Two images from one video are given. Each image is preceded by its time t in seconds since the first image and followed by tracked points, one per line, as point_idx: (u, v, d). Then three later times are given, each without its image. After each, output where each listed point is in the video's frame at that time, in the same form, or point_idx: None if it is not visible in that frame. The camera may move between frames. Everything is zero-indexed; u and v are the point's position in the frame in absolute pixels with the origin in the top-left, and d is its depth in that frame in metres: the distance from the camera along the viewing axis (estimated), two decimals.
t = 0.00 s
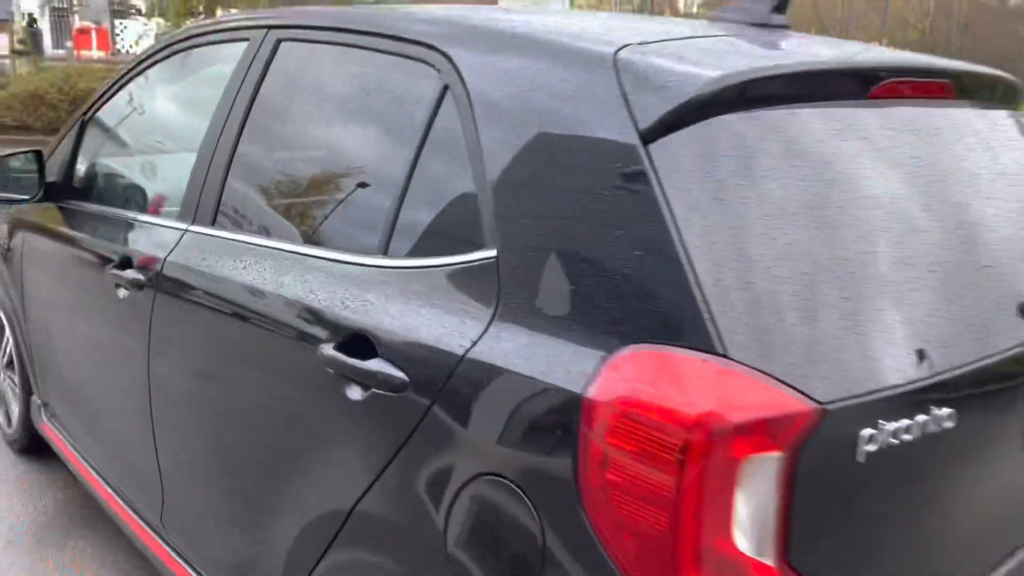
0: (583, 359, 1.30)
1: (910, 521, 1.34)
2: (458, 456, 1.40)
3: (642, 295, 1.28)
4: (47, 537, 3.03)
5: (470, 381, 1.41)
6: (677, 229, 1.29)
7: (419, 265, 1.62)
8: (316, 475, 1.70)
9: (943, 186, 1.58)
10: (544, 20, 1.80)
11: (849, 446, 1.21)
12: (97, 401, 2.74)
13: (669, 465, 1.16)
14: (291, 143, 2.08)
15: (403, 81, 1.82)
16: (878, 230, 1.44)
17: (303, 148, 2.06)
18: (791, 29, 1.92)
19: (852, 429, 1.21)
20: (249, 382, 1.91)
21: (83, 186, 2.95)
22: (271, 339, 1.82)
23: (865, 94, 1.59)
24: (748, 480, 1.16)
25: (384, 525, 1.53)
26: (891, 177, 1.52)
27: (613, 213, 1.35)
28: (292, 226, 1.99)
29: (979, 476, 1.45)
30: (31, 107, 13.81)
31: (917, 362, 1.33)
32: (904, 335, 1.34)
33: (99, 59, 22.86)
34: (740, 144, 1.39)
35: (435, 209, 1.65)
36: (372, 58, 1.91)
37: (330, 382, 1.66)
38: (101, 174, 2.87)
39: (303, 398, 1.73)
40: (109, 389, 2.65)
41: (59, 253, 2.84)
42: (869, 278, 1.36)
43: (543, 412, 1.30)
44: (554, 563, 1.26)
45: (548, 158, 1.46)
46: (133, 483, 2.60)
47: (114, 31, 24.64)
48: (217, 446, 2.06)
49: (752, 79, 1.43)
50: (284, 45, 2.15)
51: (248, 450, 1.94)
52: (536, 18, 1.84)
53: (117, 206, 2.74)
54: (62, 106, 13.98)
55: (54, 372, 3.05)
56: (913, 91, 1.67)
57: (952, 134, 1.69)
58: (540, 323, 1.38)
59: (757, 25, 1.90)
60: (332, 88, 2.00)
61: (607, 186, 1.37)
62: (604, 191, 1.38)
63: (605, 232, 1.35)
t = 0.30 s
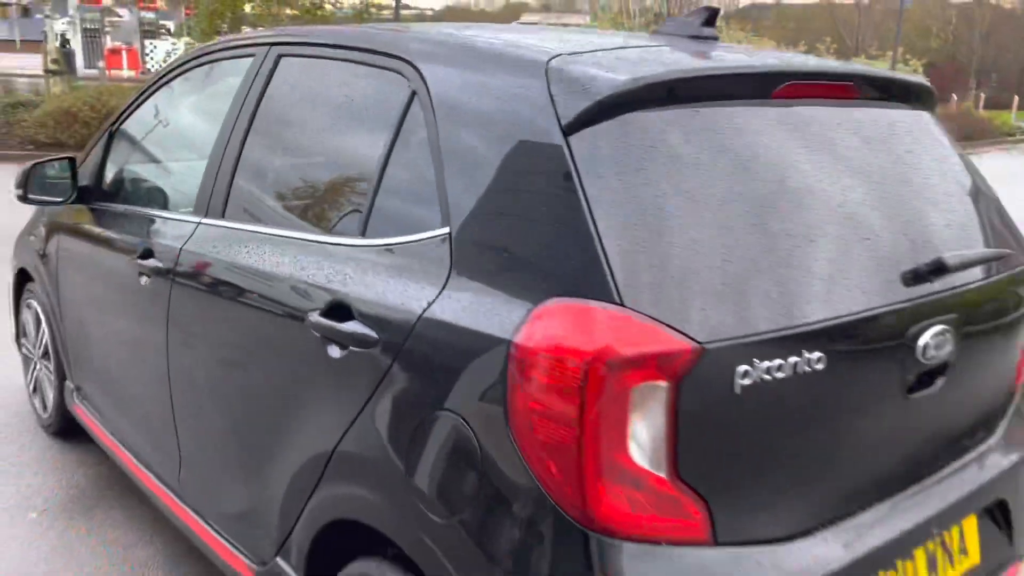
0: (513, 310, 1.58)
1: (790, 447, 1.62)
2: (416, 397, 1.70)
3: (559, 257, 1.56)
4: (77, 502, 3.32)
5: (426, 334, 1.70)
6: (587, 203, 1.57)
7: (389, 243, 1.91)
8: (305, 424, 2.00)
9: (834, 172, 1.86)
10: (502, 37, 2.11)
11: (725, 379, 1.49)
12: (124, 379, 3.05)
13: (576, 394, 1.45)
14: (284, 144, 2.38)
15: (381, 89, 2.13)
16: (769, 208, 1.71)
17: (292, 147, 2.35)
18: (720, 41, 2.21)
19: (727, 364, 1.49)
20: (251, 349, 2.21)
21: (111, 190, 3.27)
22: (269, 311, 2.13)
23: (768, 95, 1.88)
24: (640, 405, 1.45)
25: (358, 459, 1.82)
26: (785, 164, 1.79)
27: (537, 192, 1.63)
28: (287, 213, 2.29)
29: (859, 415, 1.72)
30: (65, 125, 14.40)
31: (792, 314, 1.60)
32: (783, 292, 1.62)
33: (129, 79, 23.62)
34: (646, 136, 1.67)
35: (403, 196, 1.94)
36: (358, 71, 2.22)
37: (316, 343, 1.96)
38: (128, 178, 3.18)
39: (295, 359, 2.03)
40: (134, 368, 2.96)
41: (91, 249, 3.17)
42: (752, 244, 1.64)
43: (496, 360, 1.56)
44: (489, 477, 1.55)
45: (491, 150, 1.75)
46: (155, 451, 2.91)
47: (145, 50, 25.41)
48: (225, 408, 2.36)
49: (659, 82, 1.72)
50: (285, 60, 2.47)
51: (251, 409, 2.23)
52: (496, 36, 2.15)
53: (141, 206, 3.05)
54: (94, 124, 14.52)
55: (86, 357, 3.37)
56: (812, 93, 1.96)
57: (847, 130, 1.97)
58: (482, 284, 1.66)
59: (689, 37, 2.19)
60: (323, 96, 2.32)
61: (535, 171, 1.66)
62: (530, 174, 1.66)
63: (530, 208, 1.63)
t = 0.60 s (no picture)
0: (474, 282, 1.86)
1: (715, 402, 1.89)
2: (398, 360, 1.99)
3: (513, 237, 1.84)
4: (111, 472, 3.64)
5: (406, 305, 2.00)
6: (539, 190, 1.84)
7: (377, 229, 2.20)
8: (307, 388, 2.30)
9: (763, 167, 2.12)
10: (481, 51, 2.41)
11: (649, 339, 1.76)
12: (155, 360, 3.38)
13: (526, 352, 1.72)
14: (293, 144, 2.69)
15: (376, 95, 2.43)
16: (699, 195, 1.98)
17: (300, 147, 2.66)
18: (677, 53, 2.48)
19: (652, 326, 1.77)
20: (262, 325, 2.51)
21: (145, 188, 3.59)
22: (277, 290, 2.43)
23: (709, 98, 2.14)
24: (579, 361, 1.73)
25: (349, 414, 2.12)
26: (718, 158, 2.06)
27: (497, 182, 1.92)
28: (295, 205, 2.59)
29: (779, 377, 1.99)
30: (102, 134, 14.95)
31: (712, 287, 1.87)
32: (705, 268, 1.89)
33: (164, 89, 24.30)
34: (595, 133, 1.94)
35: (391, 188, 2.24)
36: (357, 80, 2.53)
37: (316, 316, 2.26)
38: (159, 178, 3.50)
39: (300, 332, 2.33)
40: (163, 349, 3.28)
41: (126, 244, 3.51)
42: (680, 227, 1.91)
43: (461, 324, 1.84)
44: (455, 422, 1.84)
45: (462, 146, 2.04)
46: (181, 425, 3.23)
47: (180, 62, 26.14)
48: (241, 379, 2.67)
49: (606, 87, 1.99)
50: (296, 71, 2.80)
51: (262, 377, 2.54)
52: (477, 49, 2.44)
53: (171, 202, 3.36)
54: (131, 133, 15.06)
55: (121, 342, 3.70)
56: (750, 97, 2.22)
57: (781, 130, 2.23)
58: (451, 261, 1.95)
59: (650, 46, 2.45)
60: (327, 102, 2.63)
61: (496, 165, 1.94)
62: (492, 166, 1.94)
63: (492, 196, 1.92)
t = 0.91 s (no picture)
0: (457, 260, 2.14)
1: (667, 367, 2.16)
2: (393, 330, 2.27)
3: (491, 221, 2.11)
4: (144, 445, 3.96)
5: (400, 282, 2.28)
6: (515, 180, 2.12)
7: (380, 216, 2.49)
8: (315, 357, 2.59)
9: (719, 161, 2.38)
10: (476, 58, 2.69)
11: (606, 310, 2.03)
12: (184, 340, 3.69)
13: (499, 320, 1.99)
14: (309, 142, 2.99)
15: (382, 97, 2.72)
16: (657, 185, 2.24)
17: (314, 144, 2.95)
18: (653, 59, 2.75)
19: (608, 298, 2.03)
20: (277, 303, 2.81)
21: (175, 183, 3.91)
22: (291, 271, 2.73)
23: (672, 100, 2.41)
24: (545, 328, 1.99)
25: (351, 378, 2.40)
26: (679, 153, 2.32)
27: (479, 173, 2.20)
28: (309, 195, 2.88)
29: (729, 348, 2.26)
30: (136, 136, 15.41)
31: (665, 266, 2.14)
32: (661, 249, 2.15)
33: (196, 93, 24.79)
34: (567, 130, 2.21)
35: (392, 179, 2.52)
36: (365, 83, 2.83)
37: (324, 293, 2.55)
38: (189, 174, 3.82)
39: (310, 308, 2.62)
40: (191, 329, 3.60)
41: (159, 234, 3.83)
42: (638, 213, 2.17)
43: (446, 296, 2.12)
44: (440, 382, 2.12)
45: (452, 142, 2.32)
46: (207, 398, 3.54)
47: (212, 67, 26.68)
48: (259, 352, 2.97)
49: (576, 90, 2.26)
50: (313, 76, 3.10)
51: (277, 350, 2.83)
52: (472, 57, 2.73)
53: (199, 196, 3.68)
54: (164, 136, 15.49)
55: (153, 326, 4.02)
56: (713, 99, 2.48)
57: (741, 128, 2.49)
58: (438, 243, 2.23)
59: (626, 53, 2.72)
60: (339, 103, 2.92)
61: (479, 158, 2.22)
62: (476, 159, 2.21)
63: (475, 185, 2.19)
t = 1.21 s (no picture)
0: (442, 242, 2.42)
1: (629, 339, 2.43)
2: (388, 305, 2.55)
3: (473, 209, 2.39)
4: (169, 419, 4.27)
5: (395, 262, 2.56)
6: (495, 170, 2.39)
7: (380, 205, 2.78)
8: (320, 331, 2.88)
9: (683, 157, 2.64)
10: (469, 65, 2.97)
11: (574, 287, 2.30)
12: (207, 321, 4.00)
13: (477, 295, 2.25)
14: (321, 138, 3.28)
15: (384, 99, 3.02)
16: (623, 178, 2.51)
17: (325, 141, 3.25)
18: (631, 66, 3.01)
19: (573, 276, 2.30)
20: (289, 284, 3.10)
21: (200, 177, 4.22)
22: (301, 255, 3.02)
23: (641, 102, 2.67)
24: (519, 303, 2.26)
25: (350, 348, 2.69)
26: (645, 150, 2.59)
27: (464, 166, 2.47)
28: (319, 186, 3.18)
29: (685, 323, 2.53)
30: (168, 135, 15.86)
31: (627, 250, 2.41)
32: (623, 236, 2.42)
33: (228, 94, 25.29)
34: (542, 127, 2.48)
35: (391, 172, 2.81)
36: (370, 86, 3.13)
37: (329, 273, 2.84)
38: (213, 168, 4.13)
39: (317, 287, 2.91)
40: (214, 311, 3.90)
41: (186, 224, 4.15)
42: (604, 203, 2.45)
43: (432, 274, 2.40)
44: (426, 349, 2.40)
45: (442, 138, 2.61)
46: (228, 375, 3.84)
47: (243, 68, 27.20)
48: (273, 329, 3.26)
49: (552, 93, 2.53)
50: (324, 79, 3.41)
51: (288, 327, 3.12)
52: (466, 63, 3.01)
53: (222, 188, 3.99)
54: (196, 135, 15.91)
55: (180, 310, 4.33)
56: (680, 102, 2.75)
57: (705, 128, 2.75)
58: (427, 228, 2.51)
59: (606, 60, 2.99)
60: (347, 104, 3.22)
61: (464, 152, 2.49)
62: (461, 153, 2.49)
63: (460, 177, 2.47)
